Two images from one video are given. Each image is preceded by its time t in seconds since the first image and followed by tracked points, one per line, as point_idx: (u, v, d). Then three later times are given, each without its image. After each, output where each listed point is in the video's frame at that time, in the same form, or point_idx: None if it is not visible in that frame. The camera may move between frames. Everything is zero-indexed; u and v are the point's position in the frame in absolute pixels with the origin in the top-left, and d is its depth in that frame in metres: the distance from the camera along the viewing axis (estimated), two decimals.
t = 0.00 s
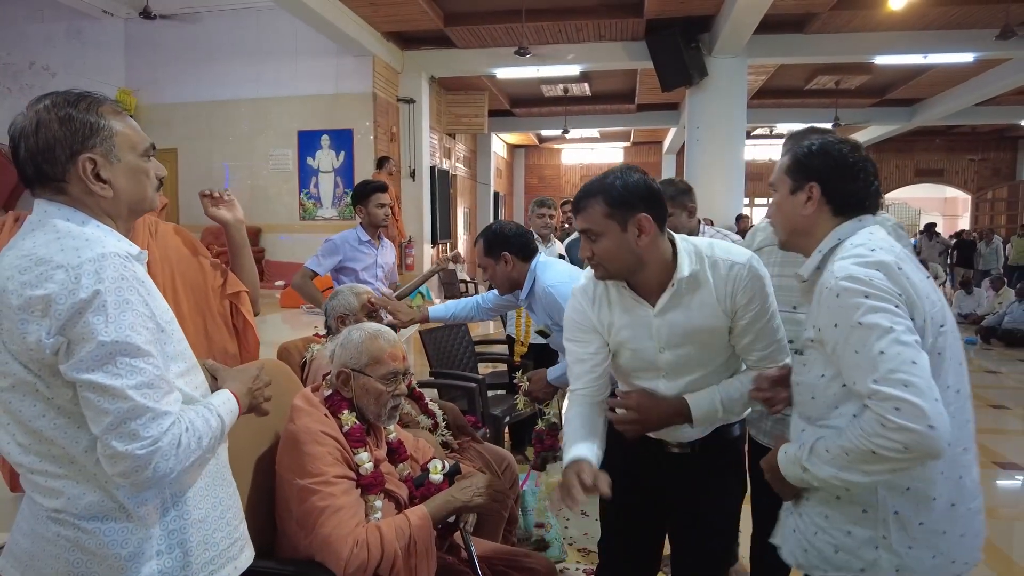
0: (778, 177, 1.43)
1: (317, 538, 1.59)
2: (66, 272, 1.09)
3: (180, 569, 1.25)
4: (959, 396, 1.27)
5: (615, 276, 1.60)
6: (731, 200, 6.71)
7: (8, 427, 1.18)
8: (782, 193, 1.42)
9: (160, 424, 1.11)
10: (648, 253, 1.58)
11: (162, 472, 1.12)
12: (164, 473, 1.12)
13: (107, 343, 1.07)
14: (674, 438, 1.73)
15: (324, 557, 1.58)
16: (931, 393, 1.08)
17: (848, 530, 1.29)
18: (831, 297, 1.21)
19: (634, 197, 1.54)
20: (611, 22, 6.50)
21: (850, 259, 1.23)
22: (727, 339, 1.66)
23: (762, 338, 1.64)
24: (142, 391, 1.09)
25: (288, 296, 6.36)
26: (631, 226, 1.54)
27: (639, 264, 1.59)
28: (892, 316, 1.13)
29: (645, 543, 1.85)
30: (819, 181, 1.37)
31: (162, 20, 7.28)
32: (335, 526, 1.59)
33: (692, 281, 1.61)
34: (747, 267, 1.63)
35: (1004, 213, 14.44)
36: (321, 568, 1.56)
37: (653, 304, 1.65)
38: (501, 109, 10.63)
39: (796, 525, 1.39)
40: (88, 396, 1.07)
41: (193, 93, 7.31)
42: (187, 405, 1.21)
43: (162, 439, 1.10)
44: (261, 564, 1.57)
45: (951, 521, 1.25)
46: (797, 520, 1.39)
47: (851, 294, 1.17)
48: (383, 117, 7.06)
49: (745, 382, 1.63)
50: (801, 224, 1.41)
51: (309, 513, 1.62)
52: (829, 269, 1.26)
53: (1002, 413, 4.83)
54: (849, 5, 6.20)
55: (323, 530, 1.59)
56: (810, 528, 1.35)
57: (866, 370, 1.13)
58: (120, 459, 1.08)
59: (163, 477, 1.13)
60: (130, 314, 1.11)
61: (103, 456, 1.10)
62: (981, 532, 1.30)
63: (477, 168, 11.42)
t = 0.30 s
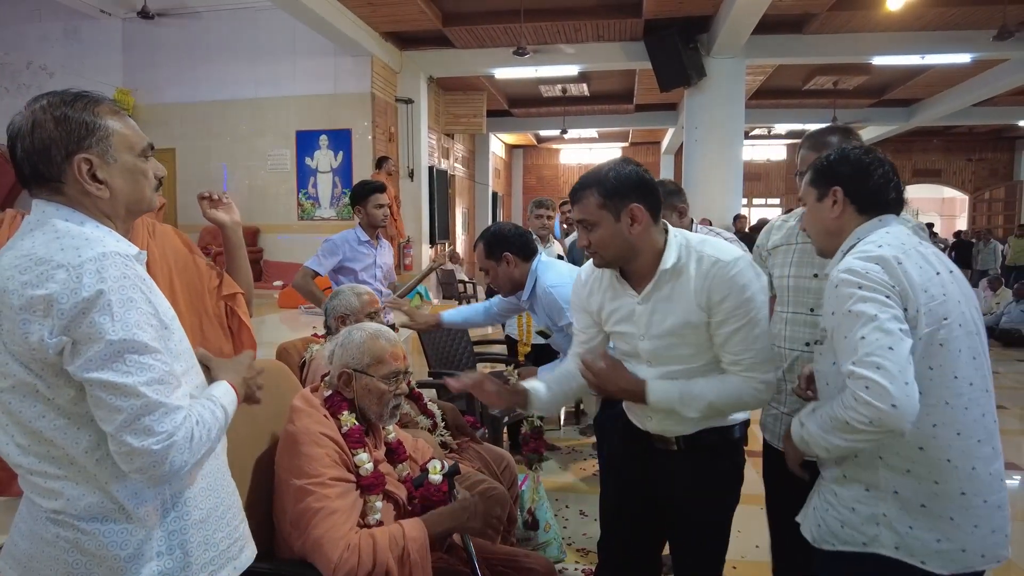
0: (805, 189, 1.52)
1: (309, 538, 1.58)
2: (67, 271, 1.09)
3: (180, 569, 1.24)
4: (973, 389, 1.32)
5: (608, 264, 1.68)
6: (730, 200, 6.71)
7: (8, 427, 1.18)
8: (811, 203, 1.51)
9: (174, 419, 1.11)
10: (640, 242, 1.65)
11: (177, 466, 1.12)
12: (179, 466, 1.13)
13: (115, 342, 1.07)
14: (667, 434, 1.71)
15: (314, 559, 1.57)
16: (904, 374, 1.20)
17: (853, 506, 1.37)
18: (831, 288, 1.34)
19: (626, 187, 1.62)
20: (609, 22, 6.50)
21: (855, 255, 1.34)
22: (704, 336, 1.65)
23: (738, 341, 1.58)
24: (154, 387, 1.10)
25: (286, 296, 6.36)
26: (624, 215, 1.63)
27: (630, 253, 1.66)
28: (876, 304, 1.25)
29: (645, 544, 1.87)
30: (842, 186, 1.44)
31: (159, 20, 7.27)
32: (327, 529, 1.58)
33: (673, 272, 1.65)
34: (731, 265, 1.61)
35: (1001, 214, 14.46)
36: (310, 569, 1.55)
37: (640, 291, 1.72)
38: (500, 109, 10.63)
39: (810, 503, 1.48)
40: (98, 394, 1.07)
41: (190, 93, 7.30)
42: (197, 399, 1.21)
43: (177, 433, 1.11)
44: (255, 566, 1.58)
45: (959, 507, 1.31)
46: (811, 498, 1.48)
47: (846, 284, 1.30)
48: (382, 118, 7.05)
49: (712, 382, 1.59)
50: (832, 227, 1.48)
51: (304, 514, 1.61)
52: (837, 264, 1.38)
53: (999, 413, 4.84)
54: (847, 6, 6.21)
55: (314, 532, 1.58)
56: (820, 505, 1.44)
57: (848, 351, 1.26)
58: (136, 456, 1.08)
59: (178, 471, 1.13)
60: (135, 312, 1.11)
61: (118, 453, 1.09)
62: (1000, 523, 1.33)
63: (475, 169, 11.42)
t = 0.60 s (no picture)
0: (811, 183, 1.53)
1: (308, 538, 1.58)
2: (66, 271, 1.09)
3: (180, 569, 1.24)
4: (952, 388, 1.32)
5: (599, 257, 1.74)
6: (728, 200, 6.72)
7: (8, 427, 1.18)
8: (817, 197, 1.52)
9: (157, 428, 1.10)
10: (632, 234, 1.71)
11: (161, 474, 1.12)
12: (161, 475, 1.12)
13: (108, 344, 1.06)
14: (659, 424, 1.72)
15: (313, 558, 1.57)
16: (865, 380, 1.27)
17: (820, 484, 1.44)
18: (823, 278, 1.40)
19: (620, 181, 1.68)
20: (608, 22, 6.50)
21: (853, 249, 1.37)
22: (675, 326, 1.68)
23: (699, 329, 1.60)
24: (140, 394, 1.09)
25: (285, 296, 6.36)
26: (617, 207, 1.69)
27: (619, 247, 1.72)
28: (854, 305, 1.30)
29: (645, 539, 1.87)
30: (847, 179, 1.46)
31: (158, 20, 7.26)
32: (328, 529, 1.58)
33: (655, 263, 1.69)
34: (706, 256, 1.63)
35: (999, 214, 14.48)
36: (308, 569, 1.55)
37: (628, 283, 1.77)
38: (498, 109, 10.62)
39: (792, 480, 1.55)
40: (86, 398, 1.06)
41: (188, 93, 7.29)
42: (188, 405, 1.20)
43: (159, 442, 1.10)
44: (256, 566, 1.59)
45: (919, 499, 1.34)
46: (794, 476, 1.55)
47: (832, 275, 1.35)
48: (380, 118, 7.02)
49: (672, 367, 1.64)
50: (838, 219, 1.49)
51: (305, 513, 1.61)
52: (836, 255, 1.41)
53: (996, 412, 4.84)
54: (845, 6, 6.22)
55: (314, 532, 1.57)
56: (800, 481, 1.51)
57: (823, 344, 1.34)
58: (118, 462, 1.08)
59: (162, 478, 1.12)
60: (131, 313, 1.10)
61: (102, 459, 1.09)
62: (965, 516, 1.35)
63: (473, 169, 11.41)
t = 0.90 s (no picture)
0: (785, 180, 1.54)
1: (308, 536, 1.58)
2: (62, 268, 1.09)
3: (177, 568, 1.24)
4: (893, 394, 1.35)
5: (591, 257, 1.77)
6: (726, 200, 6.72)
7: (5, 425, 1.18)
8: (790, 192, 1.53)
9: (152, 425, 1.10)
10: (621, 234, 1.74)
11: (155, 471, 1.12)
12: (156, 472, 1.12)
13: (102, 340, 1.06)
14: (652, 418, 1.74)
15: (312, 557, 1.57)
16: (784, 390, 1.36)
17: (768, 468, 1.50)
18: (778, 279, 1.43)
19: (608, 182, 1.72)
20: (606, 23, 6.51)
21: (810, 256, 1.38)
22: (668, 321, 1.70)
23: (689, 321, 1.62)
24: (135, 391, 1.09)
25: (283, 296, 6.36)
26: (605, 208, 1.71)
27: (608, 246, 1.74)
28: (791, 314, 1.35)
29: (645, 538, 1.85)
30: (818, 176, 1.46)
31: (157, 19, 7.26)
32: (328, 528, 1.58)
33: (645, 261, 1.71)
34: (694, 251, 1.66)
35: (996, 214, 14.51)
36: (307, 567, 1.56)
37: (619, 281, 1.78)
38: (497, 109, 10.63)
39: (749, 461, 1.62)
40: (80, 395, 1.07)
41: (187, 92, 7.29)
42: (184, 404, 1.20)
43: (154, 440, 1.10)
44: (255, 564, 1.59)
45: (854, 493, 1.38)
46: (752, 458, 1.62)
47: (782, 279, 1.39)
48: (378, 117, 6.99)
49: (665, 360, 1.66)
50: (808, 216, 1.50)
51: (305, 511, 1.61)
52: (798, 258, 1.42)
53: (994, 411, 4.85)
54: (843, 7, 6.23)
55: (314, 530, 1.58)
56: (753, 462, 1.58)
57: (763, 345, 1.41)
58: (112, 459, 1.09)
59: (156, 476, 1.12)
60: (125, 310, 1.10)
61: (96, 455, 1.10)
62: (894, 504, 1.40)
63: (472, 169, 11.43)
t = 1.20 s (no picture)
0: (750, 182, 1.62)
1: (305, 536, 1.58)
2: (57, 266, 1.09)
3: (175, 565, 1.25)
4: (857, 380, 1.46)
5: (582, 259, 1.77)
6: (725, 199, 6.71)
7: (1, 424, 1.19)
8: (753, 191, 1.61)
9: (159, 418, 1.11)
10: (611, 235, 1.74)
11: (164, 465, 1.12)
12: (167, 465, 1.13)
13: (103, 338, 1.06)
14: (645, 416, 1.74)
15: (309, 556, 1.57)
16: (756, 385, 1.45)
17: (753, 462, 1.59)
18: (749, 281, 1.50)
19: (598, 185, 1.72)
20: (605, 23, 6.51)
21: (779, 255, 1.46)
22: (660, 320, 1.70)
23: (680, 320, 1.62)
24: (140, 386, 1.09)
25: (281, 296, 6.37)
26: (595, 210, 1.72)
27: (601, 248, 1.75)
28: (763, 313, 1.43)
29: (639, 538, 1.91)
30: (779, 177, 1.54)
31: (156, 20, 7.26)
32: (325, 527, 1.58)
33: (636, 260, 1.72)
34: (684, 251, 1.66)
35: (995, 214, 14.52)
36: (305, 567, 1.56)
37: (611, 281, 1.79)
38: (496, 109, 10.64)
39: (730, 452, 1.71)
40: (85, 393, 1.07)
41: (185, 93, 7.30)
42: (187, 397, 1.21)
43: (163, 432, 1.11)
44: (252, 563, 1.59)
45: (835, 475, 1.48)
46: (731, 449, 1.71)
47: (754, 282, 1.46)
48: (378, 117, 6.95)
49: (657, 360, 1.66)
50: (770, 214, 1.58)
51: (302, 511, 1.61)
52: (766, 258, 1.51)
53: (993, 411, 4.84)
54: (840, 7, 6.24)
55: (311, 529, 1.58)
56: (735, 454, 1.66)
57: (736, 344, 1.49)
58: (122, 454, 1.09)
59: (165, 469, 1.13)
60: (124, 307, 1.10)
61: (104, 450, 1.09)
62: (868, 480, 1.53)
63: (472, 169, 11.44)
